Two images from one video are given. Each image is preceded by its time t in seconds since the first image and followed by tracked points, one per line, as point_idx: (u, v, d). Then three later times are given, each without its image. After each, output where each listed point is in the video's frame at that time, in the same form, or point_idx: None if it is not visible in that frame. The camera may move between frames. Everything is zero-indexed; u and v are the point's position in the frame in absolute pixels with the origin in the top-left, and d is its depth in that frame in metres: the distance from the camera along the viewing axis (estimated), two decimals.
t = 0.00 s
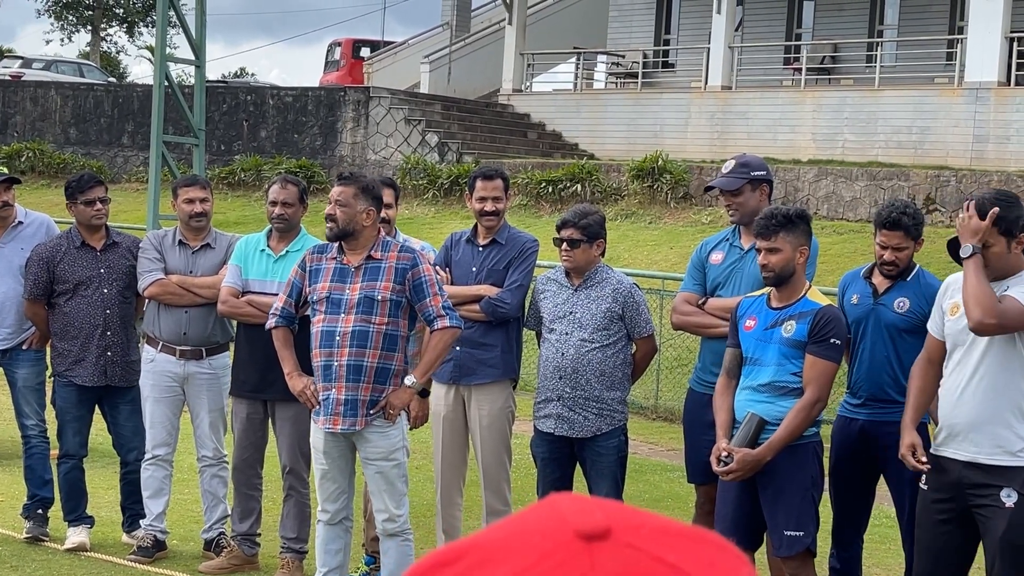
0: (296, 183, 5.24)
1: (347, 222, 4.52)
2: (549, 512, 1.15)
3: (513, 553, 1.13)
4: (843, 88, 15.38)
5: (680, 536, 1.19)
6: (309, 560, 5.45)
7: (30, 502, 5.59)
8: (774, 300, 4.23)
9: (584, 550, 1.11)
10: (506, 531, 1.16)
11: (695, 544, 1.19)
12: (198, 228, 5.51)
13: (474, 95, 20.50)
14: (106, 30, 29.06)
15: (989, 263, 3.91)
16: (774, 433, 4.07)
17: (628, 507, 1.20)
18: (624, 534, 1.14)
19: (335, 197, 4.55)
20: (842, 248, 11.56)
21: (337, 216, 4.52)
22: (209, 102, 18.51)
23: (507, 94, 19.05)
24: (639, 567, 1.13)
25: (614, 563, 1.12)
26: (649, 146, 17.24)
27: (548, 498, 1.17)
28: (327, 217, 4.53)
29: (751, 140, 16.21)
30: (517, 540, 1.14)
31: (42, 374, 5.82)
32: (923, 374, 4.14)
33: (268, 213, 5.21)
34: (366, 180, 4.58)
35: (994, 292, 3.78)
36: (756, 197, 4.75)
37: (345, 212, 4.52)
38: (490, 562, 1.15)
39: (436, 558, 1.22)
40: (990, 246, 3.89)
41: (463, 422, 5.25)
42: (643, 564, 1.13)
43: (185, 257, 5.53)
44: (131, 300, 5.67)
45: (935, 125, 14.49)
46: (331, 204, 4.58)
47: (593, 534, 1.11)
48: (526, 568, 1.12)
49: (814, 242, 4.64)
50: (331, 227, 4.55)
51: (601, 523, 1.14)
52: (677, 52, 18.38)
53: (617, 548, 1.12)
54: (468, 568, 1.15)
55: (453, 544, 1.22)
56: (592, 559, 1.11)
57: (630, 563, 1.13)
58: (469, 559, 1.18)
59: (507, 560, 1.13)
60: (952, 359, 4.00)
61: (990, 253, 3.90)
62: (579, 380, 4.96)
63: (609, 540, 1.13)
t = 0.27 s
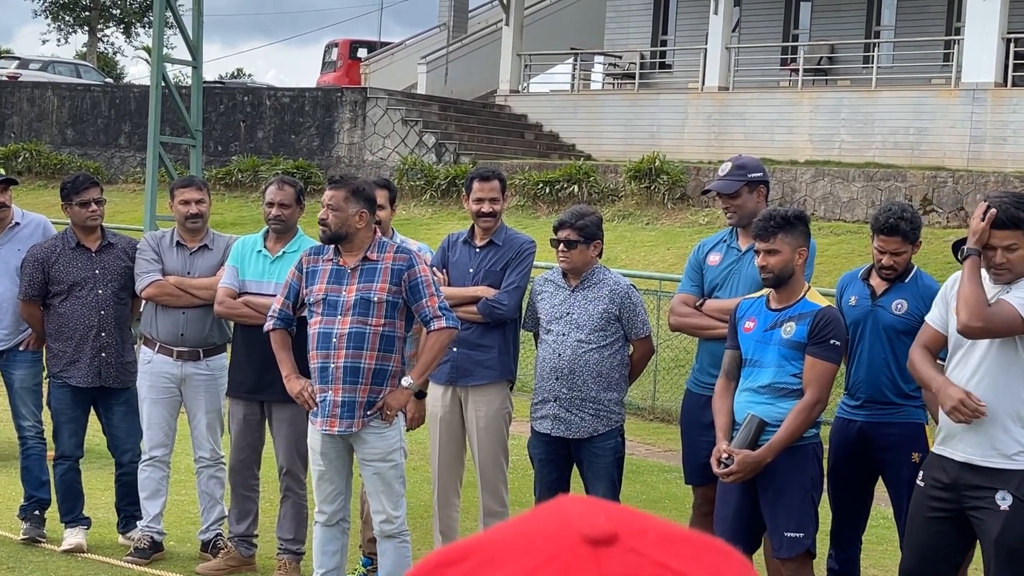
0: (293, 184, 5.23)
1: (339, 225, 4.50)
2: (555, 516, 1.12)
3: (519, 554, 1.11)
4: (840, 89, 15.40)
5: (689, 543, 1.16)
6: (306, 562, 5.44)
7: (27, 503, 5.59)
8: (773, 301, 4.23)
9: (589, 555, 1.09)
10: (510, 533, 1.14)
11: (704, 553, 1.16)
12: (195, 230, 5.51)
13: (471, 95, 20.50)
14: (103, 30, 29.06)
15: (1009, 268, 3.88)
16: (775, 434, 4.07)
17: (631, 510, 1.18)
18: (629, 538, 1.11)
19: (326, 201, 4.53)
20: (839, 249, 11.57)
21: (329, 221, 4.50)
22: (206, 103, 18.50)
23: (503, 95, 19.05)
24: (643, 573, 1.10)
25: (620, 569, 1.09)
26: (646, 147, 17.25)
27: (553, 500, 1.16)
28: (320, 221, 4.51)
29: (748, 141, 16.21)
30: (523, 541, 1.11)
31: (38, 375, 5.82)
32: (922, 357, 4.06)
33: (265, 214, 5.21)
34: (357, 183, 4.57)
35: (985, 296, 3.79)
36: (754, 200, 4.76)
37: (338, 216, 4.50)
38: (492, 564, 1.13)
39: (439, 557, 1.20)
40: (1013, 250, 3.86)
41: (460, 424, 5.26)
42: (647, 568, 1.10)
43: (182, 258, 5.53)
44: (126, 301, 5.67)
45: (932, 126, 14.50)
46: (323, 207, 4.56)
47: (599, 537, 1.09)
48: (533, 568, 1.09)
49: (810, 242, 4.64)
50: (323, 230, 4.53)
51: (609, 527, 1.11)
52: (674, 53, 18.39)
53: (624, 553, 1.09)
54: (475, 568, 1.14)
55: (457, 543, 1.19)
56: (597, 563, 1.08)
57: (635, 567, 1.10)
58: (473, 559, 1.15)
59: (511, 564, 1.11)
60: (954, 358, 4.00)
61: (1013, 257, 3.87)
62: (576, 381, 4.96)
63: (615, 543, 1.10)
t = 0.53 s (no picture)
0: (288, 186, 5.23)
1: (335, 229, 4.51)
2: (542, 517, 1.13)
3: (507, 555, 1.11)
4: (836, 90, 15.40)
5: (675, 542, 1.17)
6: (303, 563, 5.44)
7: (23, 505, 5.59)
8: (769, 302, 4.23)
9: (575, 554, 1.09)
10: (498, 535, 1.14)
11: (691, 552, 1.16)
12: (191, 231, 5.50)
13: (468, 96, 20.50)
14: (99, 32, 29.05)
15: (996, 268, 3.88)
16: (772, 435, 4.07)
17: (618, 510, 1.18)
18: (615, 539, 1.11)
19: (322, 205, 4.55)
20: (835, 250, 11.57)
21: (327, 226, 4.52)
22: (202, 104, 18.51)
23: (500, 96, 19.06)
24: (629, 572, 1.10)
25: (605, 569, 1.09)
26: (643, 148, 17.27)
27: (541, 501, 1.16)
28: (316, 225, 4.55)
29: (745, 142, 16.21)
30: (509, 542, 1.12)
31: (33, 377, 5.81)
32: (907, 348, 3.94)
33: (261, 216, 5.21)
34: (352, 185, 4.58)
35: (968, 298, 3.82)
36: (750, 201, 4.76)
37: (333, 219, 4.51)
38: (480, 564, 1.13)
39: (428, 559, 1.20)
40: (1001, 251, 3.86)
41: (457, 425, 5.25)
42: (634, 568, 1.11)
43: (179, 260, 5.53)
44: (121, 302, 5.66)
45: (928, 127, 14.51)
46: (319, 212, 4.59)
47: (585, 538, 1.09)
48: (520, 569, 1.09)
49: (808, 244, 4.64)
50: (321, 235, 4.56)
51: (595, 527, 1.11)
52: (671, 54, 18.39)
53: (609, 553, 1.10)
54: (462, 570, 1.14)
55: (446, 544, 1.20)
56: (583, 563, 1.09)
57: (620, 567, 1.10)
58: (461, 560, 1.16)
59: (499, 564, 1.11)
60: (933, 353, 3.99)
61: (1001, 259, 3.87)
62: (571, 382, 4.96)
63: (601, 544, 1.10)
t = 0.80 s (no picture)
0: (284, 187, 5.22)
1: (332, 227, 4.52)
2: (526, 518, 1.13)
3: (490, 555, 1.11)
4: (833, 91, 15.40)
5: (661, 541, 1.17)
6: (299, 564, 5.43)
7: (20, 506, 5.58)
8: (763, 303, 4.23)
9: (560, 554, 1.09)
10: (483, 537, 1.14)
11: (676, 551, 1.16)
12: (188, 232, 5.50)
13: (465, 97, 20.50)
14: (96, 33, 29.03)
15: (967, 268, 3.89)
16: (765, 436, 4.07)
17: (603, 512, 1.18)
18: (600, 538, 1.11)
19: (319, 203, 4.56)
20: (832, 251, 11.58)
21: (325, 225, 4.52)
22: (199, 105, 18.50)
23: (497, 97, 19.06)
24: (614, 572, 1.10)
25: (589, 569, 1.09)
26: (640, 149, 17.28)
27: (527, 502, 1.16)
28: (314, 223, 4.55)
29: (741, 143, 16.20)
30: (494, 544, 1.12)
31: (30, 379, 5.80)
32: (894, 348, 3.90)
33: (257, 217, 5.20)
34: (350, 185, 4.59)
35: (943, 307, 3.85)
36: (746, 203, 4.76)
37: (330, 217, 4.52)
38: (465, 566, 1.13)
39: (414, 562, 1.20)
40: (972, 250, 3.87)
41: (454, 426, 5.25)
42: (619, 568, 1.11)
43: (176, 261, 5.53)
44: (118, 304, 5.66)
45: (925, 128, 14.51)
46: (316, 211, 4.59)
47: (569, 538, 1.09)
48: (502, 569, 1.09)
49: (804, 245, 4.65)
50: (318, 233, 4.56)
51: (579, 528, 1.12)
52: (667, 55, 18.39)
53: (594, 553, 1.10)
54: (446, 571, 1.14)
55: (432, 547, 1.20)
56: (568, 563, 1.09)
57: (605, 567, 1.10)
58: (446, 563, 1.16)
59: (483, 565, 1.11)
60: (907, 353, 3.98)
61: (970, 258, 3.88)
62: (566, 382, 4.96)
63: (585, 544, 1.10)
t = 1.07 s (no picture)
0: (282, 188, 5.21)
1: (328, 227, 4.51)
2: (516, 517, 1.13)
3: (482, 555, 1.11)
4: (830, 91, 15.41)
5: (650, 540, 1.17)
6: (296, 565, 5.43)
7: (16, 507, 5.58)
8: (756, 303, 4.22)
9: (550, 553, 1.09)
10: (473, 537, 1.14)
11: (665, 549, 1.17)
12: (185, 233, 5.50)
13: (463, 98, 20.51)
14: (93, 34, 29.04)
15: (965, 264, 3.90)
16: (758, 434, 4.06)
17: (594, 511, 1.18)
18: (590, 537, 1.11)
19: (315, 204, 4.54)
20: (829, 251, 11.59)
21: (320, 224, 4.51)
22: (196, 105, 18.50)
23: (494, 98, 19.07)
24: (604, 572, 1.10)
25: (580, 568, 1.09)
26: (636, 149, 17.29)
27: (517, 501, 1.16)
28: (310, 224, 4.53)
29: (738, 144, 16.21)
30: (484, 544, 1.12)
31: (27, 379, 5.79)
32: (897, 352, 3.93)
33: (254, 218, 5.20)
34: (345, 184, 4.58)
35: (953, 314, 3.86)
36: (742, 203, 4.76)
37: (326, 217, 4.52)
38: (455, 567, 1.13)
39: (403, 562, 1.20)
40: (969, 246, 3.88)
41: (451, 426, 5.25)
42: (609, 567, 1.11)
43: (174, 261, 5.52)
44: (117, 305, 5.65)
45: (922, 128, 14.52)
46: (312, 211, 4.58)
47: (559, 537, 1.09)
48: (495, 569, 1.09)
49: (799, 244, 4.65)
50: (314, 233, 4.55)
51: (570, 527, 1.12)
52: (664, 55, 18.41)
53: (584, 552, 1.10)
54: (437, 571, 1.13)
55: (422, 547, 1.20)
56: (558, 562, 1.08)
57: (596, 566, 1.10)
58: (436, 563, 1.15)
59: (474, 565, 1.11)
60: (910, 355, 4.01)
61: (968, 254, 3.88)
62: (563, 382, 4.96)
63: (575, 542, 1.10)
